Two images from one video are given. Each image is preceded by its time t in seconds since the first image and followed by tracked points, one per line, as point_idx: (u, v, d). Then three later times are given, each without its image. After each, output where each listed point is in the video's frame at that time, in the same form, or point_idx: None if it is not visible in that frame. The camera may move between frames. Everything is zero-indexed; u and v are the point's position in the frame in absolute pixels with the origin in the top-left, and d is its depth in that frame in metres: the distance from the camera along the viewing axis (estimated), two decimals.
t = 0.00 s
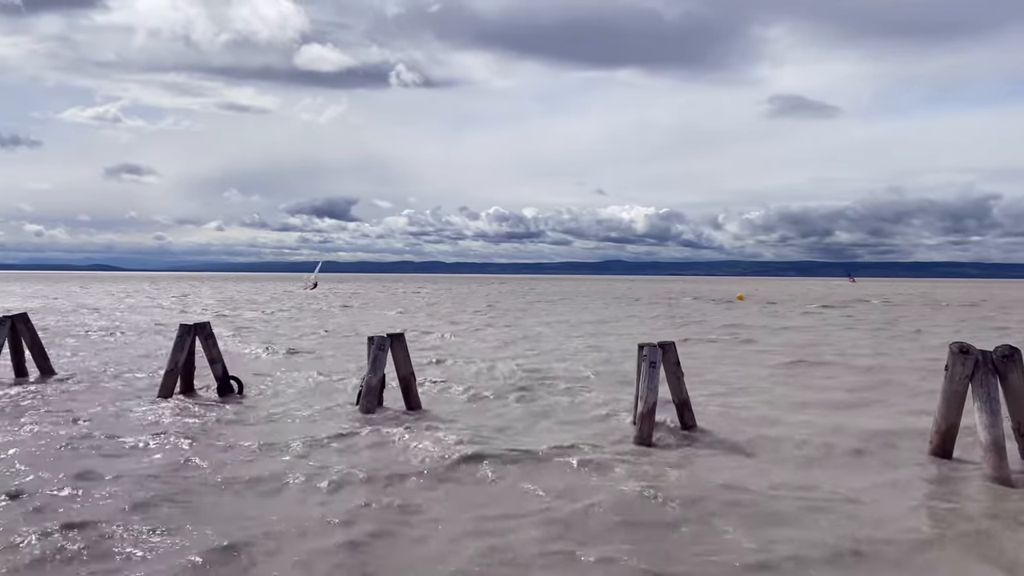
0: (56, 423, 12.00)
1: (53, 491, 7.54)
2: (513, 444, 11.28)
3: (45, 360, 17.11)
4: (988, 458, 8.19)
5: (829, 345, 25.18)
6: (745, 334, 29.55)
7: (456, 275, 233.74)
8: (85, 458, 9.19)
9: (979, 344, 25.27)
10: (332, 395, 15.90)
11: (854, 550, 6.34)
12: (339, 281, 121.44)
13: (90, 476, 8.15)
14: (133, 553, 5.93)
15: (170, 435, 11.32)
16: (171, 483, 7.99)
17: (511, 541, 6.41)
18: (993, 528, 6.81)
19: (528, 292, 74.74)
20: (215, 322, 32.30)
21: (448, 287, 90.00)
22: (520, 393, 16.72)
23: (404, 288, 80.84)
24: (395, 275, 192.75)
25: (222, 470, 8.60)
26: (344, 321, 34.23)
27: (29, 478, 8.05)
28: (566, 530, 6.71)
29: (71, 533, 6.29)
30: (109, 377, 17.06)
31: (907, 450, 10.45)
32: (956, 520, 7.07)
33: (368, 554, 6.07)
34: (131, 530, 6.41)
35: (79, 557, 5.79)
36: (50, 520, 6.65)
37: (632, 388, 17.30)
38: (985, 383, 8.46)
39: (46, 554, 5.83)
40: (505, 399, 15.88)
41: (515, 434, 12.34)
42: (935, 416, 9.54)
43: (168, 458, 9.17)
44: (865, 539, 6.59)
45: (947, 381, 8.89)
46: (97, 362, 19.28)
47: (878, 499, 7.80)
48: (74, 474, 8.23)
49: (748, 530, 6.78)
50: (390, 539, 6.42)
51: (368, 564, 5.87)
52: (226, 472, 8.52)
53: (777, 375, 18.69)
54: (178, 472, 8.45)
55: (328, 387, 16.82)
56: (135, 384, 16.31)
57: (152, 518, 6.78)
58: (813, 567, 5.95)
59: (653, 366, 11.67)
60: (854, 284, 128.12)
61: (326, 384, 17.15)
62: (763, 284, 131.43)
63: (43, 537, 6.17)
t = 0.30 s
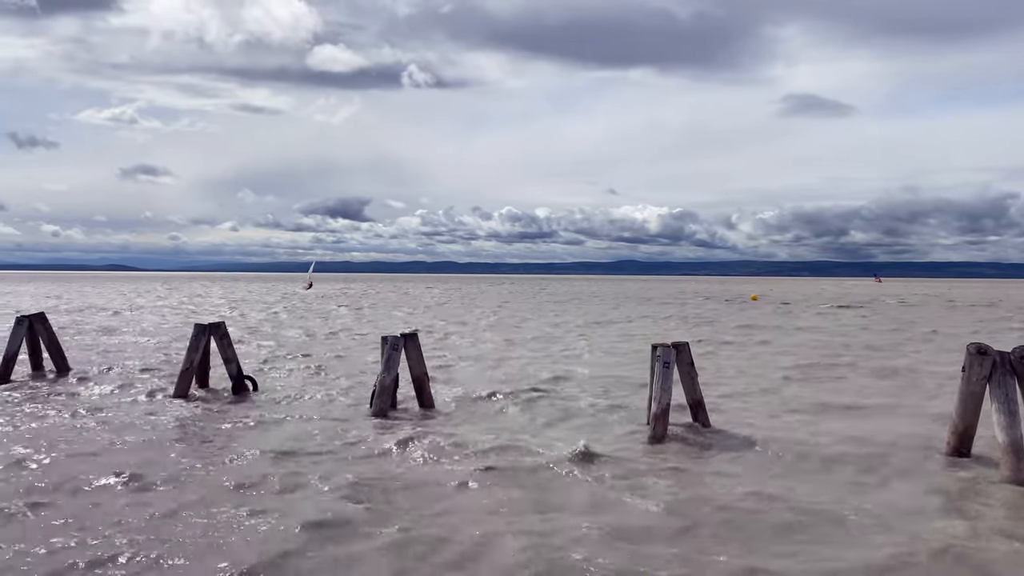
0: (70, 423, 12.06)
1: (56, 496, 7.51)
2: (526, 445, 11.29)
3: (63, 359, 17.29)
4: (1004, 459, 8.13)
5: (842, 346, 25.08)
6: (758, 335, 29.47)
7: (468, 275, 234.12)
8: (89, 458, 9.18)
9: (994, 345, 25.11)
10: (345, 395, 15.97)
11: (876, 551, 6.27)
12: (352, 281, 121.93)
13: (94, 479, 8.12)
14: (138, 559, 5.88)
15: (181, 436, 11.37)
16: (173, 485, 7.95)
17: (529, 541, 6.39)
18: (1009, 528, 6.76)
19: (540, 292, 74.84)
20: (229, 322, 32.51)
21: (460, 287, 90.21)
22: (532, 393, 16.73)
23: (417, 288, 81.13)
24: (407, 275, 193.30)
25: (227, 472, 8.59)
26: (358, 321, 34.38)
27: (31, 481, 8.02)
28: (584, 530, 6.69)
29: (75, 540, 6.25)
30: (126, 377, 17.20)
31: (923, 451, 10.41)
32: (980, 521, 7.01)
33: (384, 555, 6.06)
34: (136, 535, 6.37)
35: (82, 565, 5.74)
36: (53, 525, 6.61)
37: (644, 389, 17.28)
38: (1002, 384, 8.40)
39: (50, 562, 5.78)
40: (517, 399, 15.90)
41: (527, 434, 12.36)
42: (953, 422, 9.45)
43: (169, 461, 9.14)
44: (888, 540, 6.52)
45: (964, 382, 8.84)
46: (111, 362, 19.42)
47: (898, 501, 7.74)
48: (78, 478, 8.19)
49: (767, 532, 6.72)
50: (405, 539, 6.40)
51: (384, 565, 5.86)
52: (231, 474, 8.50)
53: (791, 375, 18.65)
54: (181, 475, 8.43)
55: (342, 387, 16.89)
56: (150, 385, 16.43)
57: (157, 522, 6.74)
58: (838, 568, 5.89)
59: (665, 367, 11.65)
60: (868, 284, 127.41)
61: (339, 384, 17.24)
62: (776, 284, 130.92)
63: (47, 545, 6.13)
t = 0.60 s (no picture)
0: (81, 423, 12.05)
1: (57, 497, 7.44)
2: (540, 445, 11.24)
3: (80, 359, 17.40)
4: None
5: (859, 346, 24.90)
6: (774, 335, 29.26)
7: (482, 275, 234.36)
8: (94, 459, 9.11)
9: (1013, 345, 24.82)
10: (360, 394, 15.96)
11: (899, 558, 6.14)
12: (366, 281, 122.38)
13: (97, 481, 8.04)
14: (138, 562, 5.79)
15: (191, 436, 11.33)
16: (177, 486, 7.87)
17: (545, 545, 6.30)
18: None
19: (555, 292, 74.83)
20: (245, 322, 32.63)
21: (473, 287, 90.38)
22: (547, 393, 16.67)
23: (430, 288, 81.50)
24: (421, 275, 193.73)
25: (234, 472, 8.51)
26: (372, 321, 34.43)
27: (37, 482, 7.96)
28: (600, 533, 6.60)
29: (75, 543, 6.17)
30: (142, 377, 17.27)
31: (941, 452, 10.27)
32: (1003, 526, 6.88)
33: (396, 557, 5.98)
34: (137, 538, 6.28)
35: (85, 568, 5.67)
36: (58, 528, 6.55)
37: (659, 389, 17.19)
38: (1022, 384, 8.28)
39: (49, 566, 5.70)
40: (532, 399, 15.84)
41: (541, 433, 12.31)
42: (971, 427, 9.36)
43: (172, 461, 9.06)
44: (912, 546, 6.39)
45: (982, 383, 8.72)
46: (129, 361, 19.53)
47: (918, 504, 7.62)
48: (81, 479, 8.12)
49: (786, 536, 6.60)
50: (418, 541, 6.32)
51: (395, 567, 5.78)
52: (235, 474, 8.42)
53: (807, 375, 18.50)
54: (186, 476, 8.35)
55: (357, 386, 16.90)
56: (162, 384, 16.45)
57: (159, 524, 6.66)
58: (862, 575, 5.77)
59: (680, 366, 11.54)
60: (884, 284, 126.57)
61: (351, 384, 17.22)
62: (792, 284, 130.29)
63: (47, 548, 6.06)
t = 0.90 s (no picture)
0: (89, 422, 11.76)
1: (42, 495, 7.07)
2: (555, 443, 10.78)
3: (96, 359, 17.20)
4: None
5: (885, 346, 24.21)
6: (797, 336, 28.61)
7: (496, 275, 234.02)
8: (88, 458, 8.82)
9: None
10: (374, 394, 15.57)
11: (932, 555, 5.61)
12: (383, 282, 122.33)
13: (94, 478, 7.69)
14: (99, 559, 5.42)
15: (194, 435, 11.01)
16: (161, 483, 7.51)
17: (544, 541, 5.84)
18: None
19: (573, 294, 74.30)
20: (263, 323, 32.43)
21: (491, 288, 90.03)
22: (564, 393, 16.21)
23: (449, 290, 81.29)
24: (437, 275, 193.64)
25: (235, 471, 8.13)
26: (390, 322, 34.15)
27: (32, 479, 7.64)
28: (605, 530, 6.12)
29: (40, 539, 5.83)
30: (156, 377, 17.02)
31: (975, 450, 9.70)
32: None
33: (391, 555, 5.50)
34: (105, 534, 5.92)
35: (64, 565, 5.30)
36: (44, 523, 6.19)
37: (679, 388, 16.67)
38: None
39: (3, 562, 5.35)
40: (549, 399, 15.39)
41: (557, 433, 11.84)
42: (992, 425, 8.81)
43: (170, 460, 8.68)
44: (946, 542, 5.85)
45: (1001, 386, 8.19)
46: (145, 361, 19.32)
47: (952, 499, 7.06)
48: (77, 476, 7.78)
49: (814, 534, 6.07)
50: (418, 538, 5.87)
51: (375, 564, 5.33)
52: (236, 473, 8.03)
53: (832, 376, 17.90)
54: (185, 473, 7.98)
55: (371, 386, 16.52)
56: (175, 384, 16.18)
57: (133, 520, 6.29)
58: (891, 573, 5.25)
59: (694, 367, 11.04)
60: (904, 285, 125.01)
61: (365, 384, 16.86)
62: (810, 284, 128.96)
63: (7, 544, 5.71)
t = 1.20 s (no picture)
0: (103, 422, 11.78)
1: (57, 495, 7.07)
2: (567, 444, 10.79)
3: (110, 358, 17.24)
4: None
5: (895, 347, 24.15)
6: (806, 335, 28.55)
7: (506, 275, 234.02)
8: (90, 457, 8.83)
9: None
10: (385, 394, 15.60)
11: (947, 563, 5.58)
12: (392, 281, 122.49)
13: (107, 479, 7.68)
14: (98, 562, 5.42)
15: (201, 434, 11.03)
16: (163, 484, 7.51)
17: (556, 547, 5.83)
18: None
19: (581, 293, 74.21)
20: (273, 322, 32.49)
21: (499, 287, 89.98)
22: (575, 393, 16.19)
23: (457, 289, 81.33)
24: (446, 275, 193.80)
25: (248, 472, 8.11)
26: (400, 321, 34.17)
27: (46, 480, 7.64)
28: (617, 536, 6.09)
29: (37, 541, 5.82)
30: (169, 376, 17.06)
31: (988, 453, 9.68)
32: None
33: (410, 562, 5.49)
34: (105, 536, 5.92)
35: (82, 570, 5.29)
36: (60, 525, 6.18)
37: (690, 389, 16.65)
38: None
39: (3, 565, 5.34)
40: (559, 399, 15.39)
41: (568, 433, 11.85)
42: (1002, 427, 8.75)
43: (182, 460, 8.67)
44: (962, 551, 5.81)
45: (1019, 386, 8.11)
46: (157, 361, 19.36)
47: (967, 503, 7.01)
48: (92, 477, 7.78)
49: (830, 540, 6.08)
50: (435, 544, 5.86)
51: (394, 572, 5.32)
52: (249, 474, 8.01)
53: (843, 377, 17.86)
54: (198, 475, 7.96)
55: (382, 386, 16.54)
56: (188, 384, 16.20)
57: (140, 522, 6.29)
58: None
59: (709, 368, 11.02)
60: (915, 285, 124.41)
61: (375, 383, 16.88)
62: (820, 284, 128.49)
63: (7, 546, 5.71)
